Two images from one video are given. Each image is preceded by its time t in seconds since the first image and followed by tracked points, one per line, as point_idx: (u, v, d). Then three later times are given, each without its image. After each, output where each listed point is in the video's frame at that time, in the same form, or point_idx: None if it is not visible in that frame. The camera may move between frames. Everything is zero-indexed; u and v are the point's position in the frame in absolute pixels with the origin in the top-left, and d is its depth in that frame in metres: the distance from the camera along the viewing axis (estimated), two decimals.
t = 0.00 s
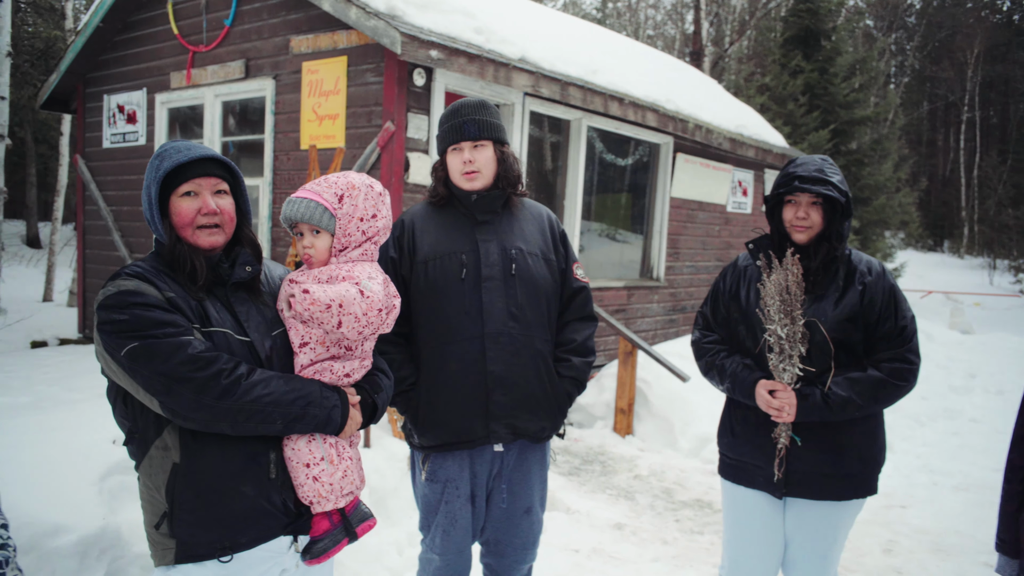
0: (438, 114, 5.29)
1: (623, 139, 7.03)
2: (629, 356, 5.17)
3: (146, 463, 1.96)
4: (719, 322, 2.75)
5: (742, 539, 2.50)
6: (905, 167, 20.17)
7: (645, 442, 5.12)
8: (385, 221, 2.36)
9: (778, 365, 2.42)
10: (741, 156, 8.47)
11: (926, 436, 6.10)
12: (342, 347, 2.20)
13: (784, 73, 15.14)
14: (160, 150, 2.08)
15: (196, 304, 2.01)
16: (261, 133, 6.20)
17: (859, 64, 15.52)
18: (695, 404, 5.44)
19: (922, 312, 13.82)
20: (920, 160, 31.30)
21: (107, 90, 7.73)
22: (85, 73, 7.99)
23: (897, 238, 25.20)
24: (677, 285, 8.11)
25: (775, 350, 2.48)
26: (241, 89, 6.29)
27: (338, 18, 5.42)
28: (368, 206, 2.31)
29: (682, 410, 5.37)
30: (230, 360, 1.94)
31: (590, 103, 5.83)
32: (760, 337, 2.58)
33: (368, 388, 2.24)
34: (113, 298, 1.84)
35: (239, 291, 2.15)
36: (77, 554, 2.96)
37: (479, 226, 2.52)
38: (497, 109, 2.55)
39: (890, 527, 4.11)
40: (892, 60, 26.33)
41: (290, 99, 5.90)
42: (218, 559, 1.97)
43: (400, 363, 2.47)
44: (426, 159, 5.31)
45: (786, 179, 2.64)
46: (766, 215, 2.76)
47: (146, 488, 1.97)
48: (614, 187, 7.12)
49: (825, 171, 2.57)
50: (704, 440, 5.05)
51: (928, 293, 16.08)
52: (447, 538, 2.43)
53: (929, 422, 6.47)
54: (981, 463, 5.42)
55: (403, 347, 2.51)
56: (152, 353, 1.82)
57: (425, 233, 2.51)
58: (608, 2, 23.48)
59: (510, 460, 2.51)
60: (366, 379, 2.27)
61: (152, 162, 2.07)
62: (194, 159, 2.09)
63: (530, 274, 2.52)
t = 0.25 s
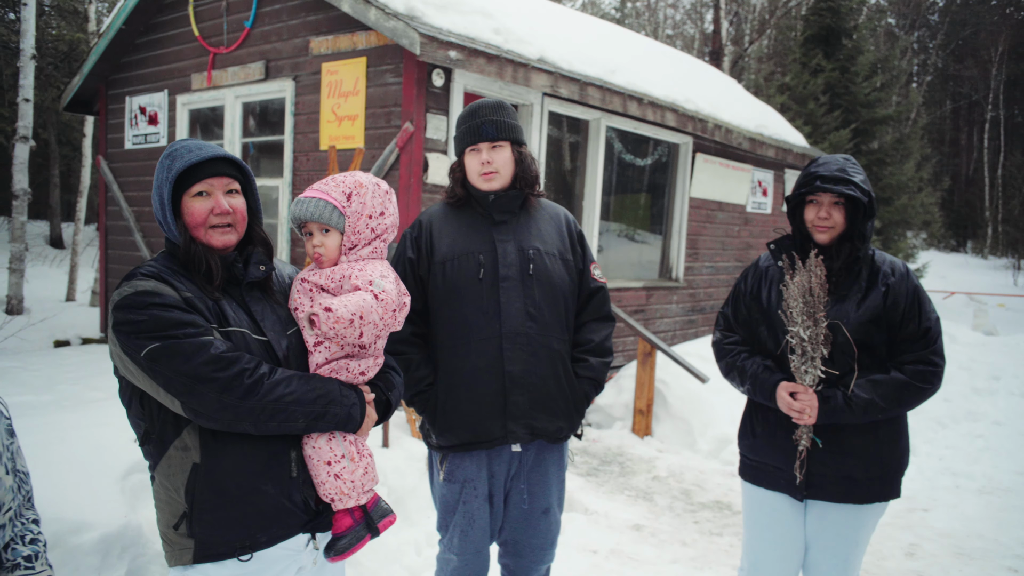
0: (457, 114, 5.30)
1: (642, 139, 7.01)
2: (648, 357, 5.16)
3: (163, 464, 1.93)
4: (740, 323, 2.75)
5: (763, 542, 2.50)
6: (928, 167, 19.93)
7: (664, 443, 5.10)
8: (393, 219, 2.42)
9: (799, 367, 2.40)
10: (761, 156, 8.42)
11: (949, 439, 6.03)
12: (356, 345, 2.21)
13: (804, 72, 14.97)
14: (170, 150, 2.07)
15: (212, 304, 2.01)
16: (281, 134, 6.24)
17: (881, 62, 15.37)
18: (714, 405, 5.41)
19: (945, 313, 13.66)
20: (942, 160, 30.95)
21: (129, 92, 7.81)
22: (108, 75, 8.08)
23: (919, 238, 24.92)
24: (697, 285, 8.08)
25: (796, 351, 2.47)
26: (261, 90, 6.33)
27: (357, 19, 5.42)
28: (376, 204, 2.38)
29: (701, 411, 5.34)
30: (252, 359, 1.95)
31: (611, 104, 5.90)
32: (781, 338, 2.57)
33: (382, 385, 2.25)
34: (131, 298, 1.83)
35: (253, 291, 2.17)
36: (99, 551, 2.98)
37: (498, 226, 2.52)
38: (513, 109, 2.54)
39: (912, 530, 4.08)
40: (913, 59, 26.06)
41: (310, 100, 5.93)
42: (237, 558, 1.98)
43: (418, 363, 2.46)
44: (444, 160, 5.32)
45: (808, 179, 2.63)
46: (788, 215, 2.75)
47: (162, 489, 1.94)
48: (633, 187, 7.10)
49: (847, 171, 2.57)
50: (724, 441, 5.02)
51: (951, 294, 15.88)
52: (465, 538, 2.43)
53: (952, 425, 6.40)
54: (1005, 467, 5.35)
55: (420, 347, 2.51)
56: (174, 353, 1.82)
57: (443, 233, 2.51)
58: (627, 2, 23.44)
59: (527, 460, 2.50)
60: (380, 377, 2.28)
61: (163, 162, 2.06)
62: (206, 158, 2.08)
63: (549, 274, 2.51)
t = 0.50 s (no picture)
0: (477, 114, 5.30)
1: (663, 139, 6.99)
2: (670, 357, 5.12)
3: (183, 464, 1.91)
4: (762, 325, 2.73)
5: (785, 546, 2.48)
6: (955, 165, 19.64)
7: (685, 444, 5.08)
8: (403, 218, 2.42)
9: (820, 371, 2.38)
10: (783, 155, 8.36)
11: (976, 442, 5.93)
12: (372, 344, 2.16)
13: (827, 71, 14.82)
14: (184, 149, 2.05)
15: (231, 303, 2.01)
16: (302, 135, 6.27)
17: (905, 61, 15.20)
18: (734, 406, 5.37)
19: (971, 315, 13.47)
20: (967, 159, 30.53)
21: (153, 93, 7.89)
22: (132, 77, 8.17)
23: (944, 239, 24.60)
24: (718, 286, 8.03)
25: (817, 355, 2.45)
26: (283, 91, 6.36)
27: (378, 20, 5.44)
28: (387, 203, 2.38)
29: (722, 413, 5.31)
30: (274, 358, 1.95)
31: (631, 103, 5.79)
32: (803, 341, 2.55)
33: (396, 384, 2.23)
34: (151, 300, 1.82)
35: (269, 290, 2.16)
36: (123, 548, 3.00)
37: (518, 227, 2.51)
38: (536, 110, 2.53)
39: (937, 534, 4.03)
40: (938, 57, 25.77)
41: (331, 100, 5.95)
42: (258, 557, 1.98)
43: (438, 363, 2.46)
44: (465, 160, 5.32)
45: (830, 179, 2.61)
46: (810, 215, 2.72)
47: (181, 489, 1.92)
48: (653, 187, 7.08)
49: (870, 171, 2.53)
50: (745, 443, 4.97)
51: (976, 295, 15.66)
52: (485, 537, 2.41)
53: (978, 428, 6.31)
54: None
55: (440, 347, 2.50)
56: (197, 353, 1.81)
57: (463, 234, 2.51)
58: (648, 2, 23.41)
59: (546, 460, 2.48)
60: (394, 375, 2.27)
61: (177, 162, 2.05)
62: (222, 159, 2.08)
63: (569, 275, 2.49)
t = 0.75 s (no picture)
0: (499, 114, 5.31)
1: (686, 139, 6.97)
2: (692, 357, 5.11)
3: (206, 462, 1.90)
4: (787, 326, 2.70)
5: (807, 549, 2.46)
6: (983, 164, 19.32)
7: (707, 445, 5.05)
8: (418, 218, 2.42)
9: (845, 372, 2.35)
10: (807, 155, 8.29)
11: (1005, 446, 5.85)
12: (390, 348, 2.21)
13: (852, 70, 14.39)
14: (203, 148, 2.03)
15: (253, 303, 1.99)
16: (325, 135, 6.31)
17: (932, 59, 14.99)
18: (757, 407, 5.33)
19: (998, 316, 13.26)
20: (995, 157, 29.93)
21: (177, 95, 7.96)
22: (156, 78, 8.25)
23: (970, 239, 24.24)
24: (741, 286, 7.98)
25: (841, 356, 2.43)
26: (305, 92, 6.40)
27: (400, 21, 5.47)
28: (401, 203, 2.39)
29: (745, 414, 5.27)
30: (298, 358, 1.94)
31: (653, 102, 5.73)
32: (828, 342, 2.53)
33: (415, 383, 2.21)
34: (173, 299, 1.81)
35: (289, 289, 2.14)
36: (148, 544, 3.02)
37: (541, 227, 2.51)
38: (561, 110, 2.53)
39: (963, 538, 3.99)
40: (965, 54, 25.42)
41: (353, 101, 5.98)
42: (280, 555, 1.96)
43: (461, 363, 2.46)
44: (487, 160, 5.33)
45: (853, 179, 2.58)
46: (833, 215, 2.70)
47: (202, 488, 1.91)
48: (676, 187, 7.06)
49: (894, 170, 2.50)
50: (768, 444, 4.93)
51: (1003, 297, 15.41)
52: (507, 538, 2.42)
53: (1006, 431, 6.23)
54: None
55: (463, 347, 2.49)
56: (222, 353, 1.80)
57: (487, 233, 2.51)
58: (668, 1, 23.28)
59: (569, 461, 2.48)
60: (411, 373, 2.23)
61: (195, 161, 2.02)
62: (241, 158, 2.05)
63: (591, 275, 2.48)
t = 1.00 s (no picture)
0: (521, 115, 5.31)
1: (709, 139, 6.94)
2: (714, 358, 5.08)
3: (230, 462, 1.89)
4: (811, 326, 2.69)
5: (830, 552, 2.44)
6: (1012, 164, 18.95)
7: (730, 446, 5.02)
8: (438, 218, 2.41)
9: (867, 373, 2.34)
10: (832, 154, 8.21)
11: None
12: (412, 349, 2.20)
13: (877, 68, 14.24)
14: (226, 149, 2.02)
15: (277, 303, 1.98)
16: (347, 136, 6.34)
17: (959, 56, 14.74)
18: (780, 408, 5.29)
19: None
20: None
21: (202, 96, 8.03)
22: (181, 80, 8.33)
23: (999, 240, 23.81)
24: (764, 287, 7.93)
25: (863, 357, 2.41)
26: (328, 92, 6.43)
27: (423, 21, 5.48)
28: (422, 203, 2.38)
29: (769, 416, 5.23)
30: (323, 358, 1.93)
31: (676, 102, 5.72)
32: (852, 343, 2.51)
33: (435, 383, 2.22)
34: (199, 300, 1.81)
35: (310, 290, 2.14)
36: (173, 541, 3.04)
37: (564, 227, 2.52)
38: (587, 111, 2.54)
39: (991, 542, 3.95)
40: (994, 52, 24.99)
41: (376, 102, 6.00)
42: (304, 554, 1.95)
43: (485, 363, 2.47)
44: (509, 160, 5.33)
45: (879, 179, 2.56)
46: (860, 215, 2.67)
47: (226, 487, 1.90)
48: (699, 187, 7.02)
49: (921, 170, 2.48)
50: (792, 446, 4.88)
51: None
52: (530, 539, 2.42)
53: None
54: None
55: (487, 347, 2.51)
56: (248, 353, 1.79)
57: (511, 234, 2.53)
58: None
59: (593, 462, 2.50)
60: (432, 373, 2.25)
61: (218, 162, 2.02)
62: (264, 159, 2.04)
63: (613, 276, 2.49)
